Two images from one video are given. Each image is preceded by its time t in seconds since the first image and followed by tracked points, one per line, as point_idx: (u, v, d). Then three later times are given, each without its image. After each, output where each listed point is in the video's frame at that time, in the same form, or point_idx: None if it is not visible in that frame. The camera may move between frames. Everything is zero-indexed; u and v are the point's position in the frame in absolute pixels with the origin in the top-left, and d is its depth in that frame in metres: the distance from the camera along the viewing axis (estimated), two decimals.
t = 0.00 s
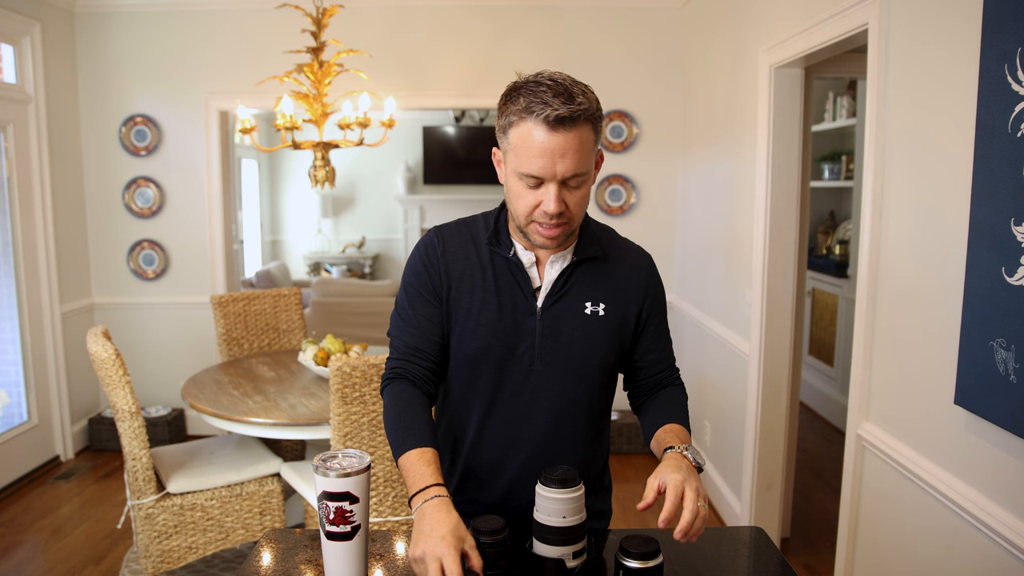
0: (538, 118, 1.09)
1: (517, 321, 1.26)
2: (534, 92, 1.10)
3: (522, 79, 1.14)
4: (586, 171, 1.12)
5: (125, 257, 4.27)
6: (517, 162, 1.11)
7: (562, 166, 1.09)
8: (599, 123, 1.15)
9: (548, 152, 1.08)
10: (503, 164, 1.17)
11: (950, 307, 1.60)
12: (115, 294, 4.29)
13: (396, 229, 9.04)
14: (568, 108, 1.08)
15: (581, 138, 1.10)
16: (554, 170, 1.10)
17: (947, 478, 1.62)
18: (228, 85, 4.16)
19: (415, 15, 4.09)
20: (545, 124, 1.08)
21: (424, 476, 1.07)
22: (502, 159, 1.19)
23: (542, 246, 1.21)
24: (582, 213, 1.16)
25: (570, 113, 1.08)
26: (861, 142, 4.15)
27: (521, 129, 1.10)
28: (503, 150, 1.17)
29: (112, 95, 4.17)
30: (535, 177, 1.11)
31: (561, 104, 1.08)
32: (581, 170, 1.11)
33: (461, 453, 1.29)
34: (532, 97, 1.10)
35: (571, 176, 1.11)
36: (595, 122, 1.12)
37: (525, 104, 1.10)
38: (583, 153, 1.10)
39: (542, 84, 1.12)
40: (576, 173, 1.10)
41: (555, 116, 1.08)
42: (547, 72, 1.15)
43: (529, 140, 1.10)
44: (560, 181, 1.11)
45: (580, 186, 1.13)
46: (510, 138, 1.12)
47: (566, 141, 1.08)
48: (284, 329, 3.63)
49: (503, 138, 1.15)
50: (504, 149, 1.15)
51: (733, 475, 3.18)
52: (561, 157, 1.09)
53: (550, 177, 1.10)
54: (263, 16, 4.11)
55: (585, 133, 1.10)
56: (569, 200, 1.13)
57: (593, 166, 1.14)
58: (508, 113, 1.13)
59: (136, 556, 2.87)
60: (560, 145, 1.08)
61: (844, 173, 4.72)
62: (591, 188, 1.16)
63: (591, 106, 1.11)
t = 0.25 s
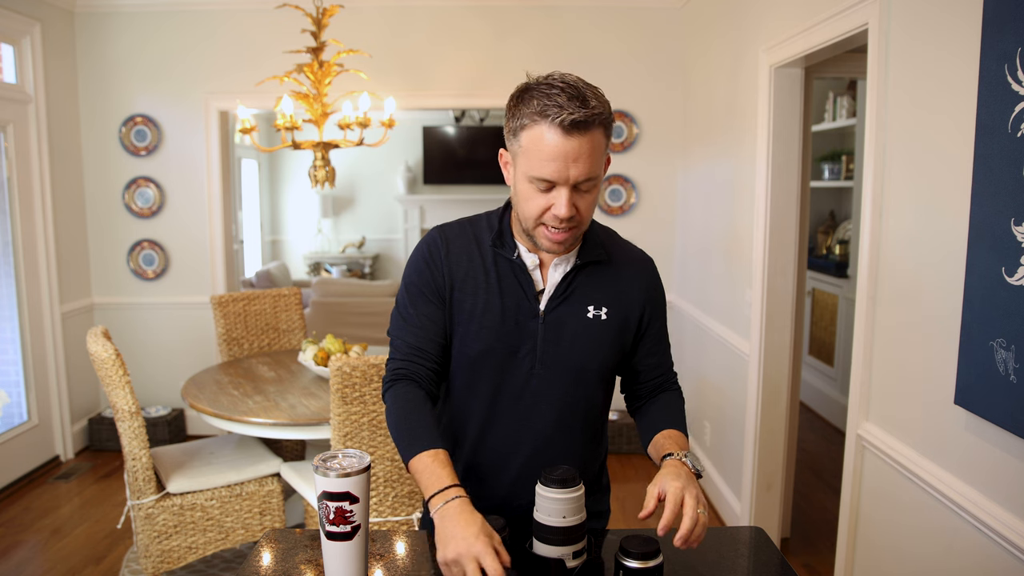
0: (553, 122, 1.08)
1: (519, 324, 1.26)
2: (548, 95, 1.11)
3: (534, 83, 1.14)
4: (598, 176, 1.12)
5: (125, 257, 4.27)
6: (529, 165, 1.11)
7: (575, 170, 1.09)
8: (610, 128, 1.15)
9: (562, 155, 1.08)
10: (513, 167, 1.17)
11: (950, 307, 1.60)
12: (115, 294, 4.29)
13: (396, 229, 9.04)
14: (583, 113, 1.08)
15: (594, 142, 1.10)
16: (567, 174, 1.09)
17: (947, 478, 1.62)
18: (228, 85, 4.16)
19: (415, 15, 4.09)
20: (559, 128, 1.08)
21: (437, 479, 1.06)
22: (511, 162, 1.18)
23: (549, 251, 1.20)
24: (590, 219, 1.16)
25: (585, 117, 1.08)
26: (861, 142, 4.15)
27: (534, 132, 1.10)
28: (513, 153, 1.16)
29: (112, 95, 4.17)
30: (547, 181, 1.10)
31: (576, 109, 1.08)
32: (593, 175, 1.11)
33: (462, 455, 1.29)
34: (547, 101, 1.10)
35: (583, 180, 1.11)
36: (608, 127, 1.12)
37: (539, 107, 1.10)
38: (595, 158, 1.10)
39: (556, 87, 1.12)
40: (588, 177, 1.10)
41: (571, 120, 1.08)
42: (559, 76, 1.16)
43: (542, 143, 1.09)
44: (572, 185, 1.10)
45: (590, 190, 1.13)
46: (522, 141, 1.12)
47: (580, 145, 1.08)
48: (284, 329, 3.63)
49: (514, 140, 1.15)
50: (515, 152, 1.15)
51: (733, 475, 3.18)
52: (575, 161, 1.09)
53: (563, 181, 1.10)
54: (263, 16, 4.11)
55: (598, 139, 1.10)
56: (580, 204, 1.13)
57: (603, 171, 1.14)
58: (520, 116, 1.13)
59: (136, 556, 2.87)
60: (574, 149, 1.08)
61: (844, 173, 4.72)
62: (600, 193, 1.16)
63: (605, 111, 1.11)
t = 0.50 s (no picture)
0: (561, 125, 1.08)
1: (521, 323, 1.25)
2: (556, 98, 1.10)
3: (541, 85, 1.14)
4: (604, 179, 1.12)
5: (125, 257, 4.27)
6: (536, 167, 1.11)
7: (582, 174, 1.09)
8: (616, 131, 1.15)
9: (570, 158, 1.08)
10: (519, 168, 1.17)
11: (950, 307, 1.60)
12: (115, 294, 4.29)
13: (396, 229, 9.04)
14: (591, 116, 1.08)
15: (602, 146, 1.10)
16: (574, 177, 1.09)
17: (947, 478, 1.62)
18: (228, 84, 4.16)
19: (415, 15, 4.08)
20: (568, 131, 1.08)
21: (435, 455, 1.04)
22: (517, 163, 1.18)
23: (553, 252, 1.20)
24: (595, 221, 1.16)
25: (593, 121, 1.08)
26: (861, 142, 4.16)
27: (541, 135, 1.10)
28: (519, 155, 1.16)
29: (112, 95, 4.17)
30: (554, 183, 1.10)
31: (584, 112, 1.08)
32: (599, 178, 1.11)
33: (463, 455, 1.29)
34: (555, 104, 1.09)
35: (590, 184, 1.11)
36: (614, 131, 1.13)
37: (547, 110, 1.10)
38: (602, 161, 1.11)
39: (563, 90, 1.12)
40: (595, 181, 1.10)
41: (579, 124, 1.07)
42: (565, 78, 1.15)
43: (550, 146, 1.09)
44: (579, 188, 1.11)
45: (596, 193, 1.13)
46: (529, 143, 1.12)
47: (588, 149, 1.08)
48: (284, 329, 3.63)
49: (520, 142, 1.14)
50: (521, 154, 1.15)
51: (733, 475, 3.18)
52: (582, 165, 1.09)
53: (570, 184, 1.10)
54: (263, 15, 4.11)
55: (605, 142, 1.11)
56: (586, 207, 1.13)
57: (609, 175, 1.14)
58: (527, 118, 1.12)
59: (136, 556, 2.87)
60: (581, 152, 1.08)
61: (844, 173, 4.72)
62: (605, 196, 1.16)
63: (612, 114, 1.11)
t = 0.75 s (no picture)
0: (565, 129, 1.08)
1: (520, 320, 1.26)
2: (562, 102, 1.10)
3: (548, 88, 1.14)
4: (606, 184, 1.13)
5: (125, 257, 4.27)
6: (539, 170, 1.11)
7: (584, 178, 1.09)
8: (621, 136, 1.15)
9: (573, 163, 1.08)
10: (523, 169, 1.17)
11: (950, 308, 1.60)
12: (115, 294, 4.29)
13: (396, 229, 9.04)
14: (596, 122, 1.07)
15: (605, 151, 1.10)
16: (576, 182, 1.09)
17: (947, 478, 1.62)
18: (228, 84, 4.16)
19: (415, 15, 4.09)
20: (571, 136, 1.08)
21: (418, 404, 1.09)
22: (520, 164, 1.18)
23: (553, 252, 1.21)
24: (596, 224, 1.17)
25: (597, 126, 1.07)
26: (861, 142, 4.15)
27: (545, 138, 1.10)
28: (523, 156, 1.16)
29: (112, 95, 4.17)
30: (556, 187, 1.10)
31: (589, 118, 1.07)
32: (602, 183, 1.11)
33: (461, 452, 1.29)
34: (561, 108, 1.09)
35: (591, 188, 1.11)
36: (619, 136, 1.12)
37: (552, 113, 1.09)
38: (605, 167, 1.10)
39: (570, 94, 1.11)
40: (597, 185, 1.11)
41: (584, 129, 1.07)
42: (572, 82, 1.15)
43: (553, 150, 1.09)
44: (580, 192, 1.11)
45: (598, 197, 1.13)
46: (533, 146, 1.11)
47: (591, 154, 1.08)
48: (284, 329, 3.63)
49: (524, 144, 1.14)
50: (525, 155, 1.15)
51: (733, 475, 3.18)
52: (585, 170, 1.09)
53: (572, 188, 1.10)
54: (263, 15, 4.11)
55: (608, 148, 1.10)
56: (587, 210, 1.13)
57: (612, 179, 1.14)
58: (533, 120, 1.12)
59: (136, 556, 2.87)
60: (585, 157, 1.08)
61: (844, 173, 4.72)
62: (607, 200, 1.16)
63: (617, 119, 1.11)
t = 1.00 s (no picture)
0: (567, 124, 1.08)
1: (521, 320, 1.25)
2: (564, 98, 1.10)
3: (550, 86, 1.14)
4: (608, 181, 1.12)
5: (125, 257, 4.27)
6: (541, 166, 1.11)
7: (586, 174, 1.09)
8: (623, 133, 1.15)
9: (575, 159, 1.08)
10: (524, 167, 1.17)
11: (950, 308, 1.60)
12: (115, 294, 4.29)
13: (396, 229, 9.04)
14: (598, 118, 1.07)
15: (607, 147, 1.10)
16: (577, 178, 1.09)
17: (947, 477, 1.62)
18: (228, 84, 4.16)
19: (415, 15, 4.08)
20: (573, 132, 1.08)
21: (419, 411, 1.09)
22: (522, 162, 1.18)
23: (555, 251, 1.21)
24: (597, 222, 1.17)
25: (599, 122, 1.07)
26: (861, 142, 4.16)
27: (547, 134, 1.10)
28: (524, 154, 1.16)
29: (112, 95, 4.17)
30: (558, 183, 1.10)
31: (590, 113, 1.08)
32: (603, 180, 1.11)
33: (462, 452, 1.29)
34: (562, 104, 1.09)
35: (593, 184, 1.11)
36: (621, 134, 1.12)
37: (554, 110, 1.09)
38: (607, 163, 1.11)
39: (572, 91, 1.11)
40: (599, 181, 1.11)
41: (585, 125, 1.07)
42: (574, 79, 1.15)
43: (555, 146, 1.09)
44: (582, 189, 1.11)
45: (600, 194, 1.13)
46: (534, 142, 1.12)
47: (592, 150, 1.08)
48: (284, 329, 3.63)
49: (526, 141, 1.14)
50: (526, 152, 1.15)
51: (733, 475, 3.18)
52: (586, 167, 1.09)
53: (573, 184, 1.10)
54: (263, 16, 4.10)
55: (610, 145, 1.10)
56: (589, 207, 1.13)
57: (613, 176, 1.14)
58: (535, 116, 1.12)
59: (137, 556, 2.87)
60: (587, 153, 1.08)
61: (844, 173, 4.72)
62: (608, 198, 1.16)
63: (619, 116, 1.11)
